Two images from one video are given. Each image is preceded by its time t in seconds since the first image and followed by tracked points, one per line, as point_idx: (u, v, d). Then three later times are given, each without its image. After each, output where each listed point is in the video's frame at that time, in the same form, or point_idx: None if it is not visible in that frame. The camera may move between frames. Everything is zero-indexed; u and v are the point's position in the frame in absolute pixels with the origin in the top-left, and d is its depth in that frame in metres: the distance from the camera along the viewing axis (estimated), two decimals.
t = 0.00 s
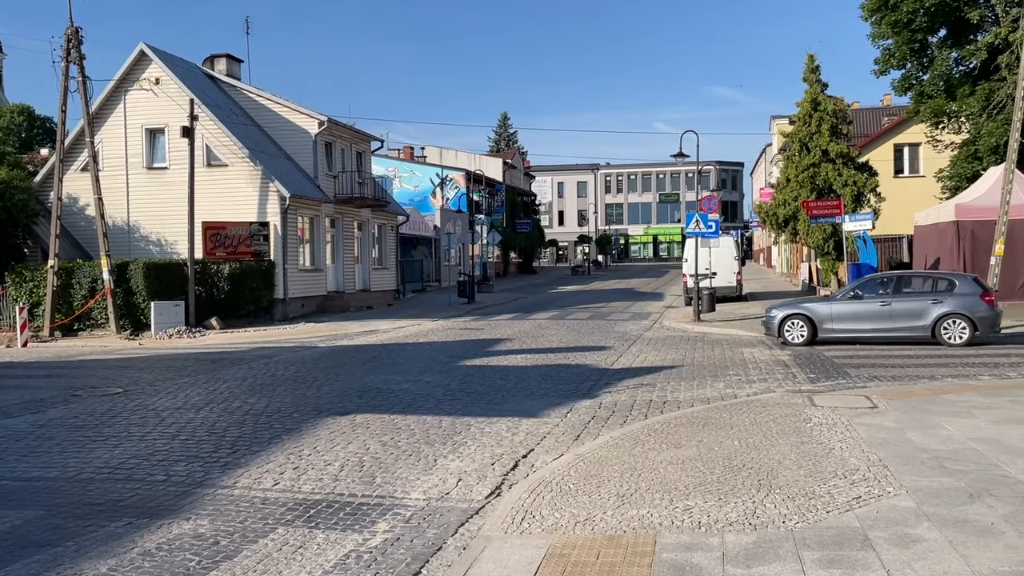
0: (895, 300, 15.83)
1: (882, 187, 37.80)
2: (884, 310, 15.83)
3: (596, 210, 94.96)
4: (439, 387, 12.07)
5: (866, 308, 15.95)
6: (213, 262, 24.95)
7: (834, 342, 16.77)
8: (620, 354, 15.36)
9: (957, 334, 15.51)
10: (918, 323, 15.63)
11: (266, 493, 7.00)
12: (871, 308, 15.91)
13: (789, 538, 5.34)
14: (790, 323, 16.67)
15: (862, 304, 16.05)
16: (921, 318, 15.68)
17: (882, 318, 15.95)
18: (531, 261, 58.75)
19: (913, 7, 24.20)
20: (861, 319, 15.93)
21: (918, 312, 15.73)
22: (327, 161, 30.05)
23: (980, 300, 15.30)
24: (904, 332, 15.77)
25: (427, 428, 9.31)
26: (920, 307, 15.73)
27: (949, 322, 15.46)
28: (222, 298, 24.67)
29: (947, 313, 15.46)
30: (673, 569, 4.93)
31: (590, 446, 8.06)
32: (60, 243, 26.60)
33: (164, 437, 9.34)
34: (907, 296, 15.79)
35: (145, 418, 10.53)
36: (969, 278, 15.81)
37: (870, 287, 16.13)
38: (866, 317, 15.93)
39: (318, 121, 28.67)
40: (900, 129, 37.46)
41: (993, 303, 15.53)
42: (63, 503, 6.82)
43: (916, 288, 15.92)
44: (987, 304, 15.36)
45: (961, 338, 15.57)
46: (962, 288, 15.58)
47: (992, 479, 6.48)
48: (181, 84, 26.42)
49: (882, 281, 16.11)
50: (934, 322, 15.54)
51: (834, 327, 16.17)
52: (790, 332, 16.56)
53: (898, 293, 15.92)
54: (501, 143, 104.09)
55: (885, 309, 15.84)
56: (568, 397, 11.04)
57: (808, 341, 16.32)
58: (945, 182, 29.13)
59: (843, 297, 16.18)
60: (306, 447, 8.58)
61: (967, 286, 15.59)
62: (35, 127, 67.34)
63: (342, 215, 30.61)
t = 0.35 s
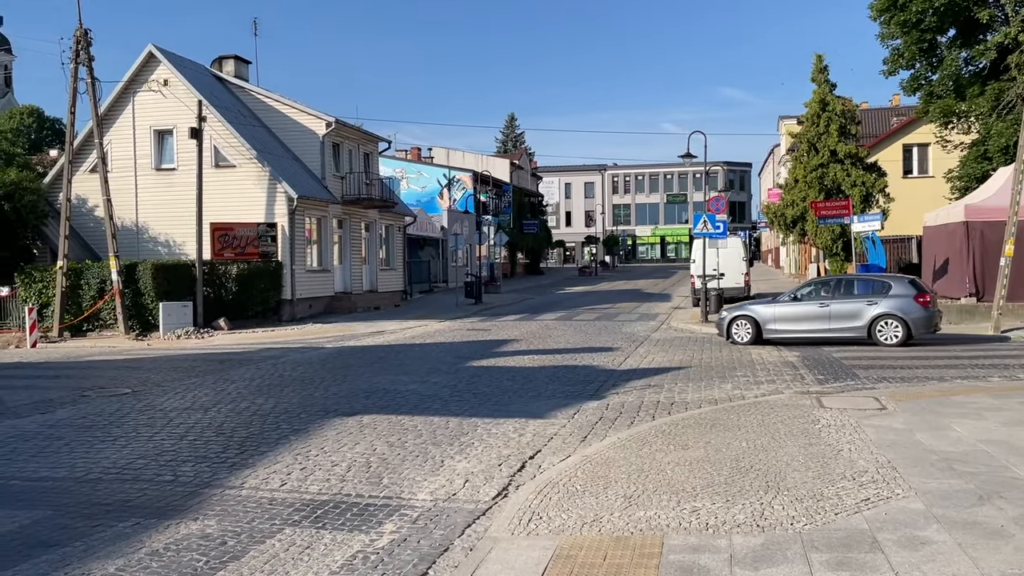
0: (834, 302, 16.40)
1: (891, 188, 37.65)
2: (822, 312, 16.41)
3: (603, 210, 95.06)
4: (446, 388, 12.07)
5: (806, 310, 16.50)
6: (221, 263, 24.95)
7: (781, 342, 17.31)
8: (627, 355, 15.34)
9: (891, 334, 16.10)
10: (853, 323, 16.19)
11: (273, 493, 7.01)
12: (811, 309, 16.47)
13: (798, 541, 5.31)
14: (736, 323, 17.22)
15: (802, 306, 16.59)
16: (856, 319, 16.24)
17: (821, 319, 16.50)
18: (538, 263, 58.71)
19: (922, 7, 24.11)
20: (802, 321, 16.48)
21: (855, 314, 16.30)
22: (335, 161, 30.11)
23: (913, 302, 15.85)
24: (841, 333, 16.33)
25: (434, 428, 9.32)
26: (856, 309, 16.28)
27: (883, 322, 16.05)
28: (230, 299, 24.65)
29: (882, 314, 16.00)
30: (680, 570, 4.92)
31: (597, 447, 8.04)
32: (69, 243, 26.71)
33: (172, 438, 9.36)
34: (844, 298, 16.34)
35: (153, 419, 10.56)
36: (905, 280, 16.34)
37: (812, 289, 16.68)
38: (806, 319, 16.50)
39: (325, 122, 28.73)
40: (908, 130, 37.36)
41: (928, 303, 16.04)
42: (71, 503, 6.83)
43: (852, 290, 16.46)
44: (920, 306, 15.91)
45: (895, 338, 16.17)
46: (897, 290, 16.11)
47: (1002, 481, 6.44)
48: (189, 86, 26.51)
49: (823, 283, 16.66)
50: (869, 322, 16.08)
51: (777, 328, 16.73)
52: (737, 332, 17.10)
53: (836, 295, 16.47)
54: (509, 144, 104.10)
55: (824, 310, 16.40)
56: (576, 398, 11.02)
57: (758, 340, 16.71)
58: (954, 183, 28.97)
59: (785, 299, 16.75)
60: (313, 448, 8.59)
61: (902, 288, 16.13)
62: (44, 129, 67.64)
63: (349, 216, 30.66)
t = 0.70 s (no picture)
0: (794, 303, 16.77)
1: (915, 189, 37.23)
2: (782, 312, 16.85)
3: (624, 211, 94.83)
4: (466, 388, 12.09)
5: (767, 310, 16.97)
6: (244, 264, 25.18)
7: (753, 340, 17.77)
8: (648, 357, 15.28)
9: (844, 335, 16.30)
10: (810, 324, 16.50)
11: (295, 493, 7.06)
12: (772, 309, 16.93)
13: (820, 543, 5.27)
14: (708, 322, 17.92)
15: (765, 306, 17.06)
16: (813, 320, 16.52)
17: (782, 319, 16.90)
18: (559, 263, 58.61)
19: (946, 5, 23.82)
20: (762, 319, 16.98)
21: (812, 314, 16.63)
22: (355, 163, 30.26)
23: (865, 304, 16.00)
24: (798, 333, 16.68)
25: (454, 429, 9.34)
26: (814, 310, 16.56)
27: (837, 323, 16.28)
28: (252, 300, 24.83)
29: (835, 316, 16.24)
30: (701, 572, 4.89)
31: (618, 449, 8.01)
32: (94, 245, 27.02)
33: (195, 437, 9.45)
34: (804, 299, 16.68)
35: (177, 419, 10.66)
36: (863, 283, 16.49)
37: (777, 290, 17.13)
38: (767, 318, 16.98)
39: (346, 124, 28.88)
40: (933, 130, 36.94)
41: (883, 306, 16.15)
42: (95, 502, 6.91)
43: (815, 292, 16.75)
44: (873, 308, 16.05)
45: (849, 338, 16.36)
46: (853, 293, 16.30)
47: None
48: (211, 89, 26.75)
49: (789, 285, 17.07)
50: (823, 323, 16.35)
51: (741, 326, 17.28)
52: (707, 330, 17.78)
53: (798, 297, 16.82)
54: (528, 145, 104.01)
55: (784, 311, 16.82)
56: (596, 399, 11.00)
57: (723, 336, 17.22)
58: (980, 182, 28.59)
59: (750, 299, 17.28)
60: (334, 448, 8.64)
61: (859, 290, 16.29)
62: (70, 132, 68.51)
63: (370, 218, 30.79)
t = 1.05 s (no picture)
0: (777, 306, 17.04)
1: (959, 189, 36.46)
2: (766, 315, 17.15)
3: (659, 213, 94.24)
4: (501, 390, 12.11)
5: (753, 312, 17.34)
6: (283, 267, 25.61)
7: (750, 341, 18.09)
8: (684, 359, 15.16)
9: (820, 339, 16.43)
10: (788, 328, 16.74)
11: (333, 493, 7.13)
12: (757, 312, 17.28)
13: (861, 549, 5.18)
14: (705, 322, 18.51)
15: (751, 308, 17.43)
16: (791, 324, 16.73)
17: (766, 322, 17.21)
18: (594, 265, 58.45)
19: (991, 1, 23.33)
20: (747, 321, 17.38)
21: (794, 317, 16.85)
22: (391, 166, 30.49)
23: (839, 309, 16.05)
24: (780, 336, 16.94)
25: (489, 431, 9.36)
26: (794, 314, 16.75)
27: (813, 327, 16.41)
28: (291, 302, 25.24)
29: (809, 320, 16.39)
30: None
31: (654, 452, 7.96)
32: (137, 248, 27.58)
33: (235, 437, 9.60)
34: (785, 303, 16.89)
35: (217, 419, 10.83)
36: (842, 287, 16.49)
37: (765, 293, 17.37)
38: (754, 320, 17.33)
39: (382, 127, 29.11)
40: (977, 128, 36.16)
41: (858, 311, 16.11)
42: (139, 501, 7.04)
43: (798, 296, 16.91)
44: (847, 314, 16.07)
45: (826, 342, 16.46)
46: (831, 297, 16.36)
47: None
48: (251, 94, 27.15)
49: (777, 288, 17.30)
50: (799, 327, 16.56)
51: (729, 327, 17.75)
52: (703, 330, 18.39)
53: (782, 300, 17.04)
54: (563, 147, 103.90)
55: (768, 313, 17.12)
56: (632, 402, 10.94)
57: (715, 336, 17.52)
58: None
59: (741, 301, 17.70)
60: (370, 449, 8.71)
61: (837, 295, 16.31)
62: (114, 137, 70.01)
63: (406, 221, 30.99)
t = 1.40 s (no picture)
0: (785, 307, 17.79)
1: None
2: (776, 316, 17.90)
3: (713, 216, 93.08)
4: (554, 394, 12.11)
5: (763, 313, 18.15)
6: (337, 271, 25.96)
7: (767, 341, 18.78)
8: (739, 364, 14.95)
9: (819, 339, 17.11)
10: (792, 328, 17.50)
11: (387, 495, 7.21)
12: (767, 312, 18.08)
13: (926, 560, 5.04)
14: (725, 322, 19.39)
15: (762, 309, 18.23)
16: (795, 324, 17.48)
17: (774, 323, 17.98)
18: (646, 269, 58.04)
19: None
20: (757, 321, 18.20)
21: (800, 318, 17.58)
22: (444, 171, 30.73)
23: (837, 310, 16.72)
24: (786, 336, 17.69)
25: (542, 435, 9.36)
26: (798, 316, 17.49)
27: (816, 327, 17.12)
28: (346, 306, 25.58)
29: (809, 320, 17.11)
30: None
31: (710, 458, 7.86)
32: (198, 254, 28.31)
33: (292, 439, 9.77)
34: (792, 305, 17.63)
35: (275, 421, 11.03)
36: (846, 291, 17.13)
37: (778, 295, 18.15)
38: (765, 320, 18.11)
39: (435, 133, 29.37)
40: None
41: (857, 313, 16.74)
42: (200, 500, 7.22)
43: (805, 299, 17.63)
44: (845, 315, 16.72)
45: (826, 342, 17.08)
46: (833, 299, 17.03)
47: None
48: (306, 102, 27.65)
49: (789, 291, 18.05)
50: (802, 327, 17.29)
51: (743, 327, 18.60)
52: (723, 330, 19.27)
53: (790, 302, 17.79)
54: (615, 150, 103.38)
55: (776, 314, 17.89)
56: (686, 407, 10.84)
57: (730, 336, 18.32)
58: None
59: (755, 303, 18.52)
60: (424, 451, 8.78)
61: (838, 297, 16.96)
62: (176, 145, 71.94)
63: (458, 225, 31.21)
